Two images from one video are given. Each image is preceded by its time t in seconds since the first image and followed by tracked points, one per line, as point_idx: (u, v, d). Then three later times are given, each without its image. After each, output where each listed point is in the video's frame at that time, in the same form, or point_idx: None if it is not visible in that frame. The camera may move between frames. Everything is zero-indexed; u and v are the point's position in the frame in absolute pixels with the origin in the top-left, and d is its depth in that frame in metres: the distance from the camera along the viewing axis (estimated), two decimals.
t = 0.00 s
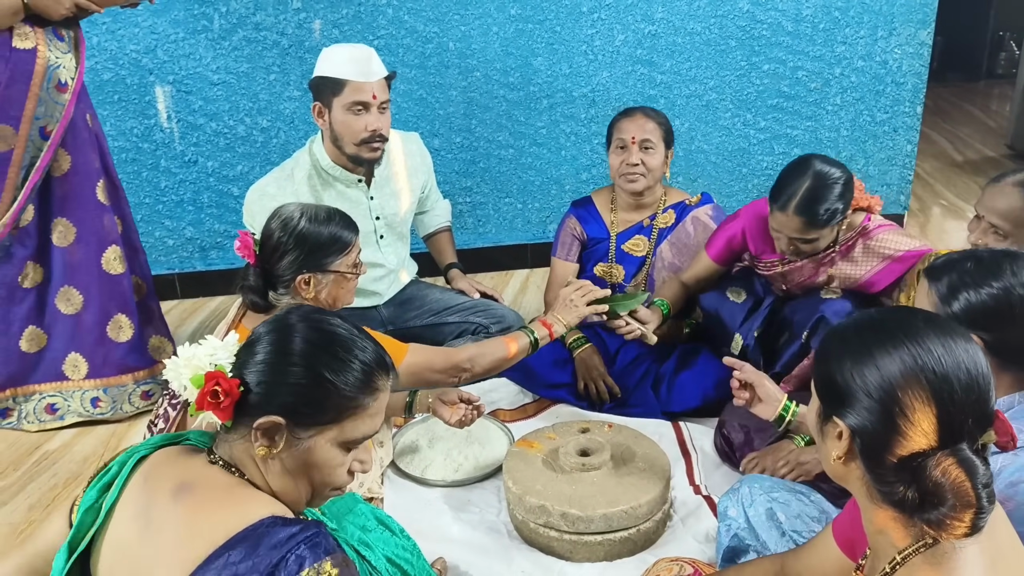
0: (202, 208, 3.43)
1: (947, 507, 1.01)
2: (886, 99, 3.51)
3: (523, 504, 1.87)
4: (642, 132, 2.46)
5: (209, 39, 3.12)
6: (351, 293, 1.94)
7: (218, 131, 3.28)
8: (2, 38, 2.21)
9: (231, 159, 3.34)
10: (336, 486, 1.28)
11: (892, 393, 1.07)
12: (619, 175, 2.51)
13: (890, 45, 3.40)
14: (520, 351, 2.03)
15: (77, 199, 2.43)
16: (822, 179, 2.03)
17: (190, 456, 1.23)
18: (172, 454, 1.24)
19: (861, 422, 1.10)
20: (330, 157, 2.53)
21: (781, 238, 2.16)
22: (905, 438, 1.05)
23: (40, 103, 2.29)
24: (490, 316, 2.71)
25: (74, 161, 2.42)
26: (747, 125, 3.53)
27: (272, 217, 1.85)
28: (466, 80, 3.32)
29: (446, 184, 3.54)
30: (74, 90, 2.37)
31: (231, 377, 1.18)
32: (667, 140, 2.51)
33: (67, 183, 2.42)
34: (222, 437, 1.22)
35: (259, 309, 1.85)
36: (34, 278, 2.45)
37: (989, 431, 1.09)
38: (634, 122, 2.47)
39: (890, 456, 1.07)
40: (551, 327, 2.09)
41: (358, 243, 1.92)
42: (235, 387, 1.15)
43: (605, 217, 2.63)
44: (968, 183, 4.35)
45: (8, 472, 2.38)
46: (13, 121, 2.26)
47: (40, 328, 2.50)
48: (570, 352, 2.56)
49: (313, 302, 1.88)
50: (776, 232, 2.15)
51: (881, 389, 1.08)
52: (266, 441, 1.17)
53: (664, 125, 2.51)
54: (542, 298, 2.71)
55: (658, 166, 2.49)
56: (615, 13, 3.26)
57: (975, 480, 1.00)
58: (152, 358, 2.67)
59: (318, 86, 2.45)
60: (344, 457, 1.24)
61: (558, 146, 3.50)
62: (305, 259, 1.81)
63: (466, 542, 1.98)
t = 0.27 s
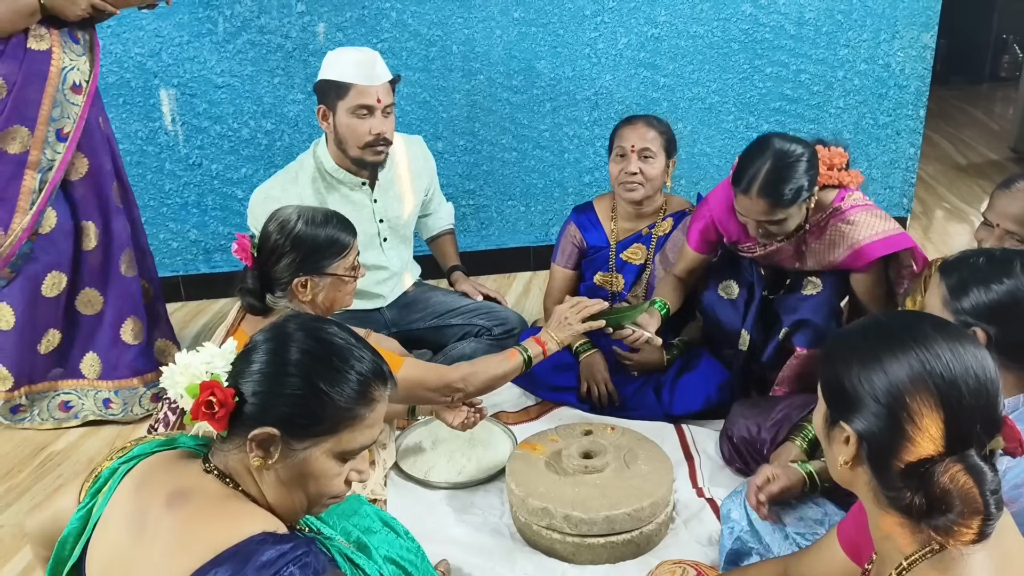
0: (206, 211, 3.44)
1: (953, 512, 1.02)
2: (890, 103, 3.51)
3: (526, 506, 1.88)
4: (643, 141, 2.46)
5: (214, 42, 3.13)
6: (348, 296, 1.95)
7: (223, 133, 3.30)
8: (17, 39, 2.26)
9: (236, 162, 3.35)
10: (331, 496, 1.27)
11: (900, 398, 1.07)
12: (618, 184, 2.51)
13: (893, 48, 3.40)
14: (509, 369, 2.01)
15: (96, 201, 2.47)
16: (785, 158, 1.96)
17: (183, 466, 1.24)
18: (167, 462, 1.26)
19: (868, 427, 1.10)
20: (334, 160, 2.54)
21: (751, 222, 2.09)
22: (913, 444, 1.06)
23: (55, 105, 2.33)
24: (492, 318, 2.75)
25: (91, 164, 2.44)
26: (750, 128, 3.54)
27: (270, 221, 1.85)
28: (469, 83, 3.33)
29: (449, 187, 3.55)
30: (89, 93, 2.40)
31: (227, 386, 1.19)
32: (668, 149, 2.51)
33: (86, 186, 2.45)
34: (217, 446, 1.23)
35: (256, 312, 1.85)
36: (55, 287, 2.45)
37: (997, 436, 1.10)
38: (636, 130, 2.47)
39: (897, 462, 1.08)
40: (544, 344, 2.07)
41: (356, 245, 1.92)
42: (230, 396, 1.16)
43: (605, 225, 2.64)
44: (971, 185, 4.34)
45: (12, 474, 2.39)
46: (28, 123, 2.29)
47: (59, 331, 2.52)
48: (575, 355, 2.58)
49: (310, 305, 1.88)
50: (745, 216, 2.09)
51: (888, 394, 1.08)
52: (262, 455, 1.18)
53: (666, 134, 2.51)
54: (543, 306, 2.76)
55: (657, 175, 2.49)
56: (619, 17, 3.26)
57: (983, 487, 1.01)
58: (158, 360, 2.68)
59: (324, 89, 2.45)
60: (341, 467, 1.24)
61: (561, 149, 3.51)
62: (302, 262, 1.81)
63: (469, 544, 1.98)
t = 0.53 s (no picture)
0: (207, 213, 3.44)
1: (961, 519, 1.02)
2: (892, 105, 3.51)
3: (527, 508, 1.87)
4: (627, 150, 2.46)
5: (215, 44, 3.13)
6: (347, 296, 1.95)
7: (224, 135, 3.30)
8: (27, 42, 2.17)
9: (237, 164, 3.35)
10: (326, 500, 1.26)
11: (908, 403, 1.09)
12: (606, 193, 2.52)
13: (895, 51, 3.39)
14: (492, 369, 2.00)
15: (115, 203, 2.39)
16: (789, 45, 1.79)
17: (171, 474, 1.24)
18: (155, 471, 1.25)
19: (875, 432, 1.12)
20: (336, 162, 2.54)
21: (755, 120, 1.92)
22: (921, 450, 1.07)
23: (66, 108, 2.25)
24: (493, 321, 2.75)
25: (106, 166, 2.36)
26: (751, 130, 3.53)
27: (265, 222, 1.85)
28: (471, 86, 3.33)
29: (450, 189, 3.55)
30: (99, 95, 2.32)
31: (214, 390, 1.19)
32: (655, 156, 2.50)
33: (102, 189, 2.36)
34: (206, 453, 1.23)
35: (255, 314, 1.85)
36: (70, 294, 2.36)
37: (1006, 444, 1.11)
38: (619, 139, 2.47)
39: (904, 467, 1.09)
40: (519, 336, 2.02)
41: (352, 246, 1.92)
42: (216, 402, 1.15)
43: (601, 233, 2.64)
44: (973, 188, 4.33)
45: (12, 477, 2.39)
46: (39, 126, 2.22)
47: (93, 344, 2.43)
48: (580, 358, 2.55)
49: (308, 307, 1.88)
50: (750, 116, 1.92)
51: (897, 399, 1.10)
52: (250, 462, 1.17)
53: (651, 140, 2.49)
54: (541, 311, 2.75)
55: (639, 184, 2.49)
56: (620, 19, 3.26)
57: (992, 495, 1.01)
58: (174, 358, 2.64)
59: (326, 91, 2.45)
60: (333, 470, 1.23)
61: (562, 151, 3.51)
62: (298, 262, 1.81)
63: (470, 547, 1.98)
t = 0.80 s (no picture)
0: (207, 214, 3.45)
1: (960, 529, 1.04)
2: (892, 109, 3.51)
3: (526, 509, 1.88)
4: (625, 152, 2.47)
5: (216, 46, 3.14)
6: (342, 299, 1.94)
7: (225, 137, 3.30)
8: (42, 41, 2.18)
9: (237, 165, 3.36)
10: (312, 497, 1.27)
11: (910, 409, 1.10)
12: (603, 195, 2.54)
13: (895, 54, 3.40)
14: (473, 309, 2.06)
15: (124, 204, 2.39)
16: None
17: (152, 484, 1.23)
18: (136, 483, 1.25)
19: (876, 437, 1.14)
20: (336, 163, 2.53)
21: None
22: (921, 456, 1.09)
23: (77, 107, 2.25)
24: (493, 322, 2.79)
25: (115, 167, 2.36)
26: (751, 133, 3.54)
27: (264, 222, 1.87)
28: (471, 87, 3.34)
29: (450, 191, 3.55)
30: (110, 95, 2.33)
31: (193, 400, 1.18)
32: (651, 156, 2.51)
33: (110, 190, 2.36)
34: (187, 462, 1.22)
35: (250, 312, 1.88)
36: (72, 295, 2.36)
37: (1007, 452, 1.13)
38: (613, 143, 2.48)
39: (904, 473, 1.11)
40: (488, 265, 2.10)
41: (352, 249, 1.92)
42: (199, 411, 1.15)
43: (600, 233, 2.65)
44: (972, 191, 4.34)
45: (12, 477, 2.40)
46: (49, 125, 2.22)
47: (96, 345, 2.43)
48: (578, 360, 2.55)
49: (304, 308, 1.88)
50: None
51: (899, 405, 1.11)
52: (237, 466, 1.18)
53: (646, 141, 2.50)
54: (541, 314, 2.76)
55: (636, 186, 2.50)
56: (620, 21, 3.27)
57: (993, 503, 1.04)
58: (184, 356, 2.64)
59: (328, 94, 2.44)
60: (320, 465, 1.24)
61: (562, 153, 3.51)
62: (297, 264, 1.82)
63: (470, 548, 1.98)
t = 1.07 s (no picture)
0: (207, 214, 3.45)
1: (957, 541, 1.05)
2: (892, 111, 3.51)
3: (524, 511, 1.88)
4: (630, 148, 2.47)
5: (215, 46, 3.14)
6: (337, 300, 1.94)
7: (224, 138, 3.30)
8: (50, 44, 2.18)
9: (237, 166, 3.36)
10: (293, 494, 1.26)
11: (909, 418, 1.11)
12: (608, 193, 2.53)
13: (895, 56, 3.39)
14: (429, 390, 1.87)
15: (131, 207, 2.38)
16: None
17: (136, 482, 1.23)
18: (121, 482, 1.24)
19: (874, 445, 1.14)
20: (335, 163, 2.53)
21: None
22: (919, 466, 1.09)
23: (85, 110, 2.25)
24: (491, 324, 2.76)
25: (122, 170, 2.35)
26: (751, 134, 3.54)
27: (263, 218, 1.87)
28: (470, 89, 3.34)
29: (450, 191, 3.55)
30: (117, 97, 2.32)
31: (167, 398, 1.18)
32: (656, 154, 2.52)
33: (115, 193, 2.35)
34: (166, 458, 1.22)
35: (246, 308, 1.87)
36: (75, 297, 2.35)
37: (1006, 464, 1.14)
38: (621, 138, 2.49)
39: (902, 482, 1.11)
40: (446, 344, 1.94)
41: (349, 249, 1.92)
42: (171, 409, 1.15)
43: (603, 232, 2.64)
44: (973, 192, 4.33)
45: (11, 477, 2.40)
46: (57, 128, 2.22)
47: (95, 347, 2.42)
48: (577, 363, 2.55)
49: (298, 305, 1.88)
50: None
51: (897, 413, 1.12)
52: (212, 463, 1.17)
53: (650, 139, 2.51)
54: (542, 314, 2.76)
55: (642, 183, 2.50)
56: (620, 23, 3.27)
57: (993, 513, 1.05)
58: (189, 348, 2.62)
59: (329, 96, 2.43)
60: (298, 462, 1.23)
61: (562, 155, 3.51)
62: (292, 260, 1.82)
63: (468, 549, 1.98)
